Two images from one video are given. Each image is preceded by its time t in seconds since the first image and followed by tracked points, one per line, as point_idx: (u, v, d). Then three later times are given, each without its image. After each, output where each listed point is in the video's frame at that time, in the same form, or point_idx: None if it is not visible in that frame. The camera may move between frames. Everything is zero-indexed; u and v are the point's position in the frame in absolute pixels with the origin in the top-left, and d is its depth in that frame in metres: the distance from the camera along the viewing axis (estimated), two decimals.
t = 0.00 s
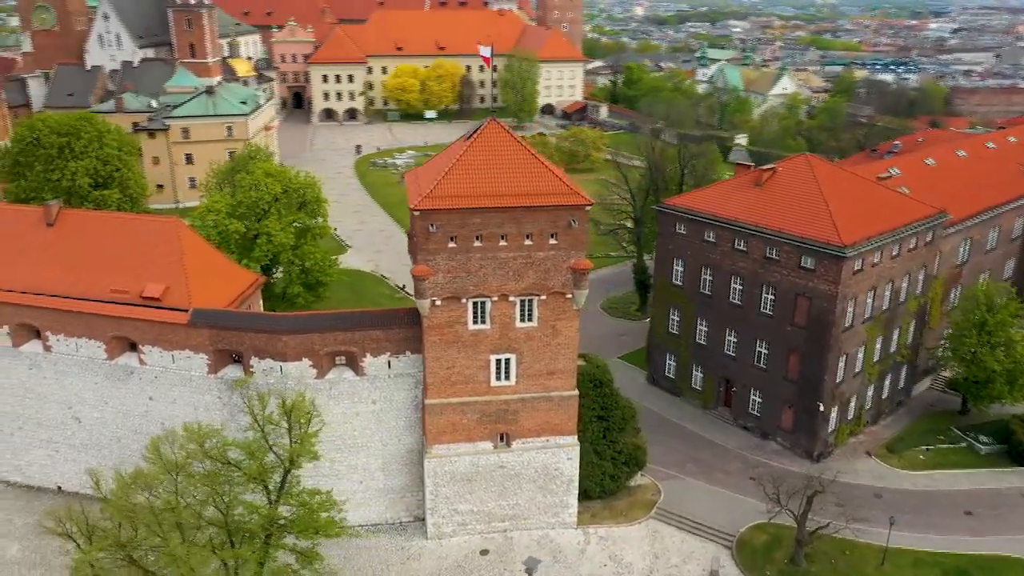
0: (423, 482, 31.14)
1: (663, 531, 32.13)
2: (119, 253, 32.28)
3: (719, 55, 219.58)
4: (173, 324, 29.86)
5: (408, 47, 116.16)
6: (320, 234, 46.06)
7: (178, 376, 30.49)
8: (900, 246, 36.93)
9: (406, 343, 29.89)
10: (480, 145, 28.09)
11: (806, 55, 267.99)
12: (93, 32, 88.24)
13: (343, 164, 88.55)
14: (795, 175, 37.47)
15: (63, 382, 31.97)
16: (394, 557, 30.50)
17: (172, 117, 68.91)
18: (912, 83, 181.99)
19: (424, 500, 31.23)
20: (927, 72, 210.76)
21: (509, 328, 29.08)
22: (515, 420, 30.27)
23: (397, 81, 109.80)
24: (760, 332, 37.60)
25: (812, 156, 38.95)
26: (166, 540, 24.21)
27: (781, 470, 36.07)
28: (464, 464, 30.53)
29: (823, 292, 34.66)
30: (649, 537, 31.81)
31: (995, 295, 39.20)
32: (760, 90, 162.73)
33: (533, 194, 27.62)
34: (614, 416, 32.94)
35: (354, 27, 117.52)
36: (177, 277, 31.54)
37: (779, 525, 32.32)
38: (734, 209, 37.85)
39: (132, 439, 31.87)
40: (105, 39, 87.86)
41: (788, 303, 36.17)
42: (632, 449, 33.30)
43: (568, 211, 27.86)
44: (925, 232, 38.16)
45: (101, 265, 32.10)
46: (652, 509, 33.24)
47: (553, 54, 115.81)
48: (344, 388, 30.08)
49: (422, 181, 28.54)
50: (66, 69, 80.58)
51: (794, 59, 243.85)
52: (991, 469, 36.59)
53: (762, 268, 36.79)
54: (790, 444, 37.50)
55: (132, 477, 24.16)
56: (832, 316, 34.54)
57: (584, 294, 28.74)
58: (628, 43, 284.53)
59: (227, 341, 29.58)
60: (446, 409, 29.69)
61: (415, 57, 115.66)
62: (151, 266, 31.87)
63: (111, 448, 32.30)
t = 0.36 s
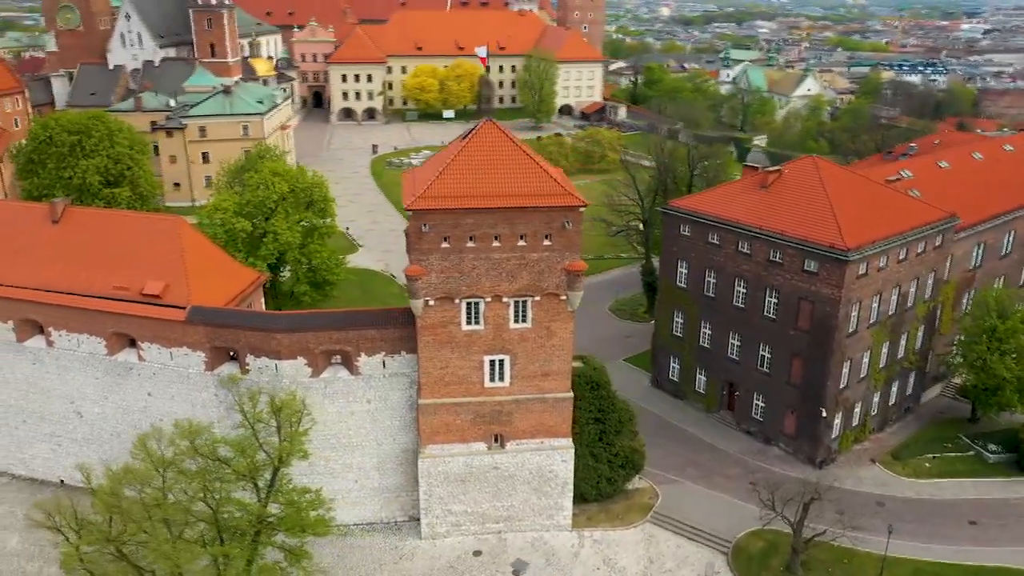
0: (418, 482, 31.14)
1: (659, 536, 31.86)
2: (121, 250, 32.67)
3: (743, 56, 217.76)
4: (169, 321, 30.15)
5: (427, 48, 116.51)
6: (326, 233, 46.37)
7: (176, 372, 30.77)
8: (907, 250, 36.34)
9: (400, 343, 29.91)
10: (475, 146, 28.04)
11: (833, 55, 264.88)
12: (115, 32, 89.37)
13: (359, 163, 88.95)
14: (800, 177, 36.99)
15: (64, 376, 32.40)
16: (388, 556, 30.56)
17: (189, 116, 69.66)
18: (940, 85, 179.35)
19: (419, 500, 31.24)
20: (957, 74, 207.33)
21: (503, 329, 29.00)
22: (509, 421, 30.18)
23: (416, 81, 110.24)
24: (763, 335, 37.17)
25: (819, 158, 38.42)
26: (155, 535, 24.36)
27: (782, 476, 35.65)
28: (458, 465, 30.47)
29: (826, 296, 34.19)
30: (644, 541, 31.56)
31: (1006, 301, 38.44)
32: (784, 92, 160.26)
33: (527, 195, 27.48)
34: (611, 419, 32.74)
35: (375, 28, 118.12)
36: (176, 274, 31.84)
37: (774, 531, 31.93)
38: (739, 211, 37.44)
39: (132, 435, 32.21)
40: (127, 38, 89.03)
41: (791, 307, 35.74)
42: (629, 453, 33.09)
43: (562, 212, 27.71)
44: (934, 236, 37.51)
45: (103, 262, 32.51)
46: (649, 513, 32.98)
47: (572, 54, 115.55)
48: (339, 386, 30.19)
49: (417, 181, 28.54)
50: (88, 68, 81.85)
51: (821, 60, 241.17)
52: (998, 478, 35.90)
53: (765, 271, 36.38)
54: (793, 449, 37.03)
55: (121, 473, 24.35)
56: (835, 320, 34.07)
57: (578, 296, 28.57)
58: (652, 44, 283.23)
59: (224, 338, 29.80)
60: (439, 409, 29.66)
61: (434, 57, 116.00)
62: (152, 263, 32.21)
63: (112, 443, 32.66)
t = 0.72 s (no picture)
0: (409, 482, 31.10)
1: (651, 540, 31.59)
2: (119, 247, 33.02)
3: (766, 57, 216.04)
4: (163, 318, 30.38)
5: (445, 48, 116.74)
6: (330, 232, 46.53)
7: (171, 369, 31.02)
8: (910, 255, 35.76)
9: (392, 343, 29.90)
10: (467, 146, 27.98)
11: (859, 57, 261.97)
12: (135, 32, 90.35)
13: (373, 163, 89.26)
14: (803, 180, 36.53)
15: (63, 372, 32.78)
16: (378, 556, 30.56)
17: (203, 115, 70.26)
18: (966, 87, 176.60)
19: (410, 500, 31.20)
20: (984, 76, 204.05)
21: (493, 331, 28.93)
22: (500, 423, 30.09)
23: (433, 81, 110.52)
24: (763, 339, 36.76)
25: (823, 161, 37.91)
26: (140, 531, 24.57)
27: (780, 482, 35.21)
28: (449, 466, 30.41)
29: (826, 301, 33.73)
30: (636, 546, 31.30)
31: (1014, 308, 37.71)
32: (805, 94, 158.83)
33: (517, 195, 27.35)
34: (605, 422, 32.48)
35: (393, 28, 118.56)
36: (173, 272, 32.12)
37: (767, 538, 31.57)
38: (741, 213, 37.05)
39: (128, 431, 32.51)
40: (146, 38, 89.99)
41: (790, 311, 35.30)
42: (622, 456, 32.84)
43: (552, 213, 27.54)
44: (939, 241, 36.88)
45: (101, 259, 32.86)
46: (642, 518, 32.71)
47: (589, 55, 115.22)
48: (331, 385, 30.27)
49: (408, 181, 28.48)
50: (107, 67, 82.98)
51: (845, 61, 238.56)
52: (1002, 488, 35.22)
53: (765, 274, 35.97)
54: (792, 455, 36.57)
55: (108, 469, 24.58)
56: (834, 325, 33.61)
57: (569, 298, 28.42)
58: (674, 45, 281.61)
59: (217, 337, 29.99)
60: (430, 410, 29.63)
61: (451, 57, 116.19)
62: (149, 261, 32.51)
63: (109, 438, 32.97)
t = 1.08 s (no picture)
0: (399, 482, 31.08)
1: (642, 544, 31.34)
2: (117, 244, 33.33)
3: (788, 58, 214.07)
4: (157, 316, 30.61)
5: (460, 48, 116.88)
6: (333, 232, 46.69)
7: (164, 367, 31.26)
8: (912, 259, 35.20)
9: (382, 343, 29.89)
10: (457, 146, 27.93)
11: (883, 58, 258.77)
12: (152, 32, 91.25)
13: (385, 163, 89.52)
14: (804, 182, 36.08)
15: (61, 368, 33.13)
16: (368, 555, 30.57)
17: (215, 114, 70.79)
18: (992, 89, 173.68)
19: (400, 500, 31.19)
20: (1011, 78, 200.59)
21: (482, 332, 28.86)
22: (490, 424, 29.99)
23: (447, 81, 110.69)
24: (762, 344, 36.37)
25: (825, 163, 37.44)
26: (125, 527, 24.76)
27: (776, 488, 34.81)
28: (438, 467, 30.36)
29: (824, 305, 33.29)
30: (626, 550, 31.06)
31: (1020, 314, 37.04)
32: (825, 95, 157.07)
33: (508, 197, 27.20)
34: (597, 425, 32.26)
35: (409, 28, 118.91)
36: (169, 270, 32.38)
37: (759, 544, 31.24)
38: (740, 216, 36.67)
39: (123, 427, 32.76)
40: (163, 38, 90.87)
41: (789, 315, 34.89)
42: (615, 459, 32.62)
43: (541, 215, 27.39)
44: (943, 245, 36.25)
45: (99, 256, 33.22)
46: (634, 521, 32.47)
47: (605, 55, 114.79)
48: (321, 385, 30.34)
49: (398, 182, 28.44)
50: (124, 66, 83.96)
51: (869, 63, 235.64)
52: (1004, 497, 34.61)
53: (764, 278, 35.60)
54: (790, 461, 36.14)
55: (94, 464, 24.78)
56: (832, 330, 33.16)
57: (557, 301, 28.27)
58: (696, 45, 280.01)
59: (209, 335, 30.18)
60: (419, 410, 29.59)
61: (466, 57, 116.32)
62: (146, 259, 32.78)
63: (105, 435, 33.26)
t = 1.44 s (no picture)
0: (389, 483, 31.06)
1: (633, 549, 31.07)
2: (116, 242, 33.63)
3: (811, 59, 211.79)
4: (153, 315, 30.85)
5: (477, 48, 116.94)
6: (337, 230, 46.80)
7: (159, 364, 31.49)
8: (915, 264, 34.60)
9: (373, 343, 29.88)
10: (448, 147, 27.85)
11: (910, 59, 255.13)
12: (171, 32, 92.21)
13: (400, 164, 89.77)
14: (805, 185, 35.61)
15: (60, 364, 33.52)
16: (357, 555, 30.59)
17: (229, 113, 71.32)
18: (1020, 91, 170.57)
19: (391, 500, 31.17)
20: None
21: (472, 333, 28.77)
22: (480, 426, 29.89)
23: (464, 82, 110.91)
24: (761, 348, 35.93)
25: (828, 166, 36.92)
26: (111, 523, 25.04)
27: (773, 494, 34.39)
28: (428, 468, 30.33)
29: (822, 310, 32.83)
30: (617, 554, 30.84)
31: None
32: (848, 96, 155.12)
33: (497, 198, 27.08)
34: (589, 428, 32.03)
35: (427, 28, 119.26)
36: (166, 268, 32.62)
37: (751, 551, 30.86)
38: (740, 219, 36.27)
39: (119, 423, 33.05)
40: (181, 38, 91.80)
41: (787, 319, 34.44)
42: (607, 463, 32.37)
43: (529, 216, 27.23)
44: (947, 250, 35.59)
45: (98, 254, 33.53)
46: (627, 526, 32.21)
47: (622, 56, 114.26)
48: (312, 384, 30.41)
49: (389, 182, 28.40)
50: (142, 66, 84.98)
51: (895, 64, 232.57)
52: (1006, 507, 33.95)
53: (763, 281, 35.18)
54: (788, 467, 35.68)
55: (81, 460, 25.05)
56: (830, 335, 32.69)
57: (547, 302, 28.11)
58: (719, 46, 278.05)
59: (202, 333, 30.36)
60: (409, 411, 29.57)
61: (483, 57, 116.35)
62: (143, 257, 33.05)
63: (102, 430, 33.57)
